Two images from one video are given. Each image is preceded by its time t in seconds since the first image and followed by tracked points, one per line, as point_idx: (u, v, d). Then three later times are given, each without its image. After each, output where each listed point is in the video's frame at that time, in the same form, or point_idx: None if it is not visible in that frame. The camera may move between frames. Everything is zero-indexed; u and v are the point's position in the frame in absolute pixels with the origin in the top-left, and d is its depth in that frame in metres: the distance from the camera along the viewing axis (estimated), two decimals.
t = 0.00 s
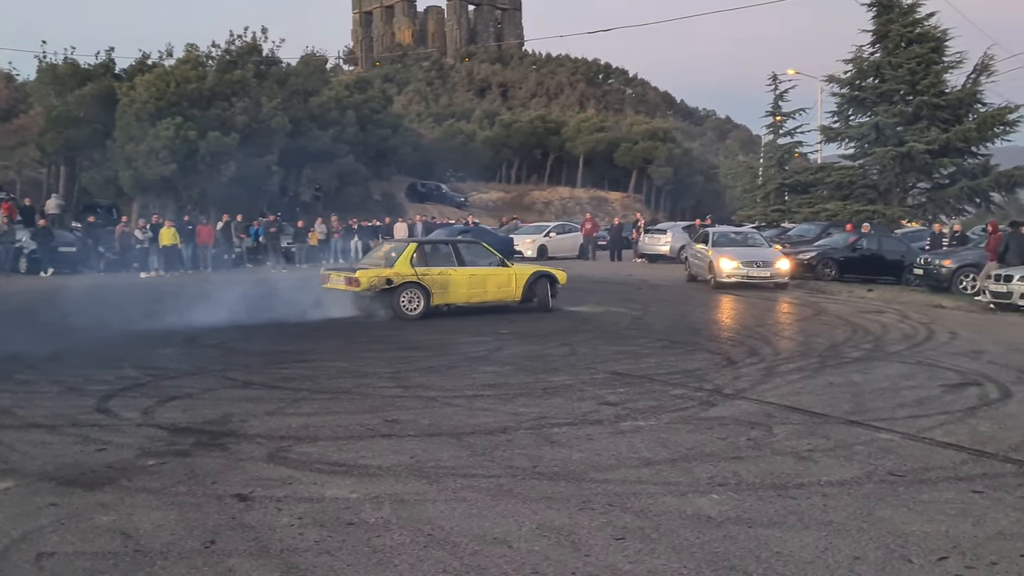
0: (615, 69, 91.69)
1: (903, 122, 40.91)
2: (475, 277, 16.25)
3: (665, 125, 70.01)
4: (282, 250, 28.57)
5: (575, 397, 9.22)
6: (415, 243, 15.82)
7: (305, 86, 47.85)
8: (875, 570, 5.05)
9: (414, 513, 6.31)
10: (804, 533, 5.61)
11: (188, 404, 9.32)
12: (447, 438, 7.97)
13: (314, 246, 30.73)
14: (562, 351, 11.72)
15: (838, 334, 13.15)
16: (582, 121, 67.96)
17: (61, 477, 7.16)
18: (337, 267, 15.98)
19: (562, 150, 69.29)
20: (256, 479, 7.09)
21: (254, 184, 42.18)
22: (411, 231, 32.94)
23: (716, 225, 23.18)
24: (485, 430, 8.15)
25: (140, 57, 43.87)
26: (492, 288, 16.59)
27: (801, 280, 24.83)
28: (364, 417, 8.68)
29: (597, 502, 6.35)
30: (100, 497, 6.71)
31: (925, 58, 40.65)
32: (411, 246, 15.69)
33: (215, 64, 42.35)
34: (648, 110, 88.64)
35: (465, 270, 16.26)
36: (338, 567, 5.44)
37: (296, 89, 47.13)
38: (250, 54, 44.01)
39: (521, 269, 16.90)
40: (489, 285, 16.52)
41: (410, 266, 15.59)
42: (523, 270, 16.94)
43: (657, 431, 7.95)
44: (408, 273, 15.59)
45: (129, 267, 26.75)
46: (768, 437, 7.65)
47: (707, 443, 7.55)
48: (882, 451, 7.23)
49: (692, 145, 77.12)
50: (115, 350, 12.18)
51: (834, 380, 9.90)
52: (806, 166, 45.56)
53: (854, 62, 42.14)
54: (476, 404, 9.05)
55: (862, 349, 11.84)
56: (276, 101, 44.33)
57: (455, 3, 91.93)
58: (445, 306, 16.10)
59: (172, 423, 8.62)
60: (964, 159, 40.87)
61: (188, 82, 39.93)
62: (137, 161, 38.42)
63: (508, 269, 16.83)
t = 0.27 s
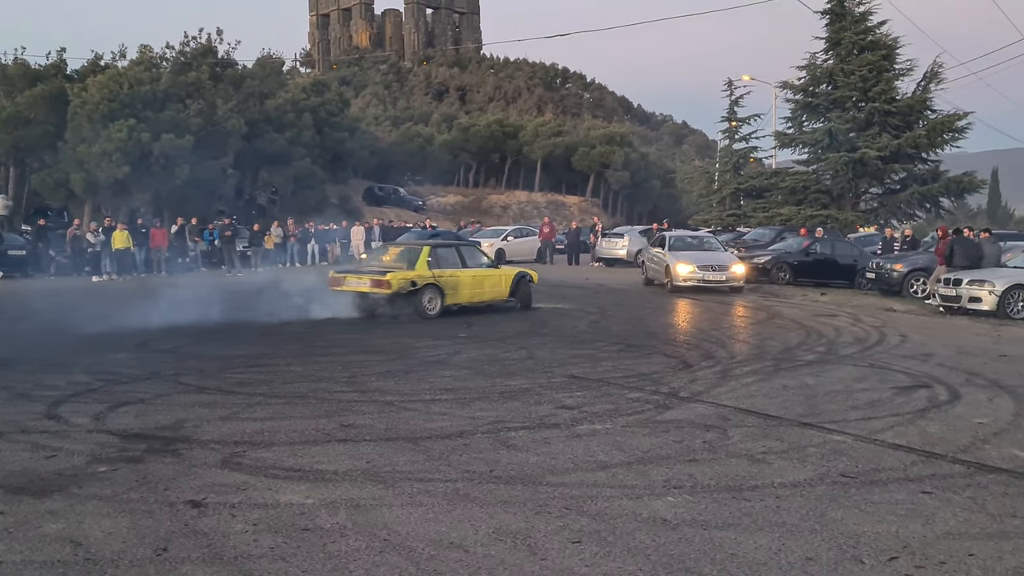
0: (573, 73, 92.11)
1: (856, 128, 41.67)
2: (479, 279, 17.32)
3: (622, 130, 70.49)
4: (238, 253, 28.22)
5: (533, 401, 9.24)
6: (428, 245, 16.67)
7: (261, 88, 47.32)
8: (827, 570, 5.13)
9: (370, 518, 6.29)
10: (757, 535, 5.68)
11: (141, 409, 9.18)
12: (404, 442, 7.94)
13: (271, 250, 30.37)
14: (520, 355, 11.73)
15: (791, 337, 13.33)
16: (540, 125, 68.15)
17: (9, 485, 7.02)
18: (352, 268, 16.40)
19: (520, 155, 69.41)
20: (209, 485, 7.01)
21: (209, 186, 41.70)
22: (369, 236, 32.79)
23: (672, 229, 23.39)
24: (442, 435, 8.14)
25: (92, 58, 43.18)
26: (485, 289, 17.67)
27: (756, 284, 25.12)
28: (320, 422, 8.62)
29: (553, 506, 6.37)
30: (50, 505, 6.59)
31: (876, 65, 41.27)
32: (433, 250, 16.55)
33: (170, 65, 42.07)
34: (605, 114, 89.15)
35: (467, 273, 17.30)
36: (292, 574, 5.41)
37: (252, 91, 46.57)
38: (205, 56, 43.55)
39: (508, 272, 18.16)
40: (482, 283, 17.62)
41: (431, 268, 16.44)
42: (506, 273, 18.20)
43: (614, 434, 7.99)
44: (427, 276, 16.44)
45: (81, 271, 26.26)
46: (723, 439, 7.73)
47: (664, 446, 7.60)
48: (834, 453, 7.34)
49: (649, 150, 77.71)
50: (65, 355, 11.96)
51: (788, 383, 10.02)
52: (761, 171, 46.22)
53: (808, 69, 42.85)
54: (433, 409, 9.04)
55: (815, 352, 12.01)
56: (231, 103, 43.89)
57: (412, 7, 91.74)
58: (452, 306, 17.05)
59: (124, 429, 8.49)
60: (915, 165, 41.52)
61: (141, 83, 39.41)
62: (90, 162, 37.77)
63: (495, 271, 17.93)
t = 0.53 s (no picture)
0: (561, 77, 92.22)
1: (842, 133, 41.88)
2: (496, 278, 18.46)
3: (610, 134, 70.64)
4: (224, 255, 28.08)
5: (520, 404, 9.24)
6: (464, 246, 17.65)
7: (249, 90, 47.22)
8: (812, 573, 5.15)
9: (356, 521, 6.27)
10: (743, 538, 5.69)
11: (127, 412, 9.14)
12: (391, 445, 7.93)
13: (258, 252, 30.23)
14: (507, 358, 11.73)
15: (778, 341, 13.39)
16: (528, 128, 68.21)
17: None
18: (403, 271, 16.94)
19: (508, 158, 69.44)
20: (194, 488, 6.98)
21: (196, 189, 41.55)
22: (356, 238, 32.73)
23: (660, 233, 23.45)
24: (429, 438, 8.13)
25: (79, 59, 43.01)
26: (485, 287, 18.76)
27: (743, 288, 25.19)
28: (306, 425, 8.60)
29: (540, 509, 6.37)
30: (34, 508, 6.55)
31: (863, 70, 41.53)
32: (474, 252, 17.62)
33: (157, 66, 41.99)
34: (593, 118, 89.32)
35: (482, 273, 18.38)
36: None
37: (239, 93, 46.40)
38: (192, 58, 43.43)
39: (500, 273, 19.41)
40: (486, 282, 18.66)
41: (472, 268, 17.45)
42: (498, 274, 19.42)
43: (601, 437, 8.00)
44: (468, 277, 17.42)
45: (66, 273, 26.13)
46: (709, 443, 7.75)
47: (650, 449, 7.62)
48: (820, 456, 7.37)
49: (636, 153, 77.85)
50: (50, 357, 11.89)
51: (774, 386, 10.06)
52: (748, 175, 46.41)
53: (795, 74, 43.02)
54: (420, 411, 9.03)
55: (801, 356, 12.05)
56: (219, 105, 43.76)
57: (400, 10, 91.72)
58: (477, 304, 17.99)
59: (109, 432, 8.45)
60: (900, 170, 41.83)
61: (128, 85, 39.24)
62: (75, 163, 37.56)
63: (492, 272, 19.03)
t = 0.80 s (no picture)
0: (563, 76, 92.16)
1: (845, 134, 41.84)
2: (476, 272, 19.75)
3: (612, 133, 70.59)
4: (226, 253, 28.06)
5: (522, 404, 9.24)
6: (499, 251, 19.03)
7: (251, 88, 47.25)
8: (814, 573, 5.16)
9: (357, 519, 6.28)
10: (745, 538, 5.70)
11: (129, 410, 9.14)
12: (392, 444, 7.94)
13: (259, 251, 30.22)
14: (508, 357, 11.73)
15: (779, 341, 13.38)
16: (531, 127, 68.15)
17: None
18: (470, 268, 17.90)
19: (510, 157, 69.40)
20: (196, 486, 6.98)
21: (198, 187, 41.57)
22: (358, 237, 32.72)
23: (662, 233, 23.44)
24: (430, 436, 8.13)
25: (81, 57, 43.02)
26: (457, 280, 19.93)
27: (745, 288, 25.17)
28: (308, 423, 8.60)
29: (542, 508, 6.37)
30: (37, 505, 6.56)
31: (866, 71, 41.51)
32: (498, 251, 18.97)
33: (159, 64, 42.00)
34: (595, 117, 89.27)
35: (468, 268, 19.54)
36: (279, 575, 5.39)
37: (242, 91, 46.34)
38: (195, 56, 43.47)
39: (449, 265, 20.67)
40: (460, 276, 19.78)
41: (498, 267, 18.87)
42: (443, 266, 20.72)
43: (603, 437, 8.00)
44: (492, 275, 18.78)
45: (69, 270, 26.13)
46: (711, 443, 7.75)
47: (652, 448, 7.62)
48: (822, 456, 7.37)
49: (638, 153, 77.79)
50: (52, 355, 11.90)
51: (776, 387, 10.05)
52: (750, 175, 46.38)
53: (798, 74, 42.97)
54: (421, 410, 9.03)
55: (803, 357, 12.05)
56: (221, 103, 43.78)
57: (403, 9, 91.68)
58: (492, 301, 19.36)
59: (111, 430, 8.46)
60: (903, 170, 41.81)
61: (131, 82, 39.24)
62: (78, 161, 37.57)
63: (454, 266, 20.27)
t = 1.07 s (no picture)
0: (572, 76, 92.13)
1: (855, 134, 41.72)
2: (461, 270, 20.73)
3: (621, 133, 70.55)
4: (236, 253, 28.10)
5: (530, 403, 9.25)
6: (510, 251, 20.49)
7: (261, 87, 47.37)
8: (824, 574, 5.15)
9: (366, 519, 6.29)
10: (754, 539, 5.68)
11: (139, 408, 9.18)
12: (401, 443, 7.94)
13: (269, 250, 30.28)
14: (517, 356, 11.74)
15: (789, 342, 13.36)
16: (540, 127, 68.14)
17: (7, 482, 7.02)
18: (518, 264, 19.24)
19: (519, 157, 69.41)
20: (207, 484, 7.01)
21: (208, 186, 41.70)
22: (366, 237, 32.75)
23: (671, 233, 23.41)
24: (439, 436, 8.13)
25: (92, 56, 43.21)
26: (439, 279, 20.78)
27: (754, 288, 25.14)
28: (317, 423, 8.62)
29: (551, 508, 6.38)
30: (48, 503, 6.58)
31: (876, 71, 41.44)
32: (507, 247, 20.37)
33: (170, 64, 42.13)
34: (604, 118, 89.18)
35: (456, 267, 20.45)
36: (289, 574, 5.40)
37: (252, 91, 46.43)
38: (204, 56, 43.65)
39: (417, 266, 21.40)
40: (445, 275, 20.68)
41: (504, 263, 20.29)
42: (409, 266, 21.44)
43: (612, 436, 8.00)
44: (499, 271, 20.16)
45: (80, 269, 26.22)
46: (721, 443, 7.74)
47: (661, 449, 7.62)
48: (833, 458, 7.36)
49: (647, 153, 77.71)
50: (64, 353, 11.96)
51: (786, 387, 10.04)
52: (760, 175, 46.32)
53: (808, 74, 42.89)
54: (430, 410, 9.03)
55: (813, 357, 12.03)
56: (231, 103, 43.91)
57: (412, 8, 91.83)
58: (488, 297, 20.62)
59: (121, 428, 8.50)
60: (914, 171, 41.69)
61: (141, 82, 39.39)
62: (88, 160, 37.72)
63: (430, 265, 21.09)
